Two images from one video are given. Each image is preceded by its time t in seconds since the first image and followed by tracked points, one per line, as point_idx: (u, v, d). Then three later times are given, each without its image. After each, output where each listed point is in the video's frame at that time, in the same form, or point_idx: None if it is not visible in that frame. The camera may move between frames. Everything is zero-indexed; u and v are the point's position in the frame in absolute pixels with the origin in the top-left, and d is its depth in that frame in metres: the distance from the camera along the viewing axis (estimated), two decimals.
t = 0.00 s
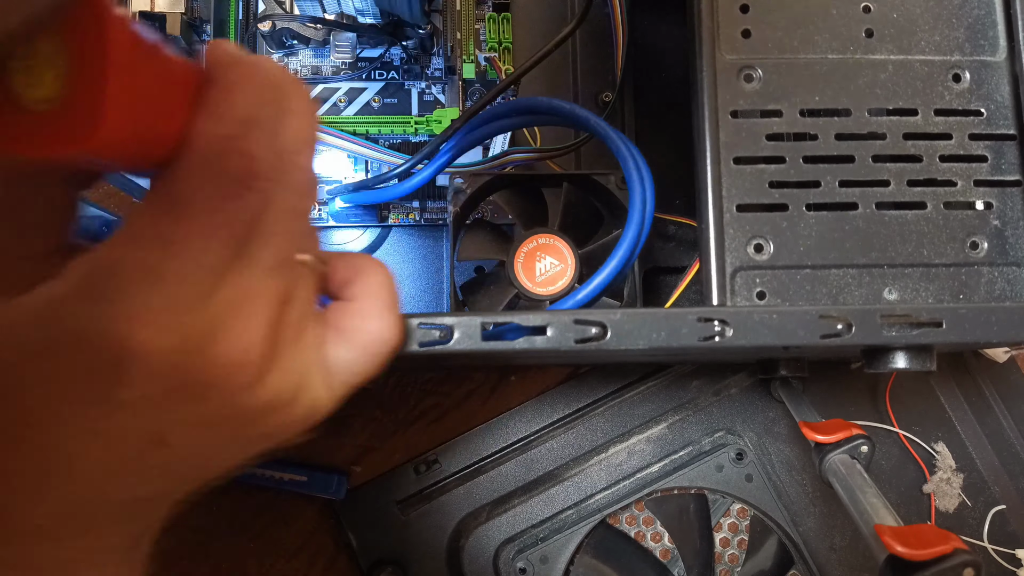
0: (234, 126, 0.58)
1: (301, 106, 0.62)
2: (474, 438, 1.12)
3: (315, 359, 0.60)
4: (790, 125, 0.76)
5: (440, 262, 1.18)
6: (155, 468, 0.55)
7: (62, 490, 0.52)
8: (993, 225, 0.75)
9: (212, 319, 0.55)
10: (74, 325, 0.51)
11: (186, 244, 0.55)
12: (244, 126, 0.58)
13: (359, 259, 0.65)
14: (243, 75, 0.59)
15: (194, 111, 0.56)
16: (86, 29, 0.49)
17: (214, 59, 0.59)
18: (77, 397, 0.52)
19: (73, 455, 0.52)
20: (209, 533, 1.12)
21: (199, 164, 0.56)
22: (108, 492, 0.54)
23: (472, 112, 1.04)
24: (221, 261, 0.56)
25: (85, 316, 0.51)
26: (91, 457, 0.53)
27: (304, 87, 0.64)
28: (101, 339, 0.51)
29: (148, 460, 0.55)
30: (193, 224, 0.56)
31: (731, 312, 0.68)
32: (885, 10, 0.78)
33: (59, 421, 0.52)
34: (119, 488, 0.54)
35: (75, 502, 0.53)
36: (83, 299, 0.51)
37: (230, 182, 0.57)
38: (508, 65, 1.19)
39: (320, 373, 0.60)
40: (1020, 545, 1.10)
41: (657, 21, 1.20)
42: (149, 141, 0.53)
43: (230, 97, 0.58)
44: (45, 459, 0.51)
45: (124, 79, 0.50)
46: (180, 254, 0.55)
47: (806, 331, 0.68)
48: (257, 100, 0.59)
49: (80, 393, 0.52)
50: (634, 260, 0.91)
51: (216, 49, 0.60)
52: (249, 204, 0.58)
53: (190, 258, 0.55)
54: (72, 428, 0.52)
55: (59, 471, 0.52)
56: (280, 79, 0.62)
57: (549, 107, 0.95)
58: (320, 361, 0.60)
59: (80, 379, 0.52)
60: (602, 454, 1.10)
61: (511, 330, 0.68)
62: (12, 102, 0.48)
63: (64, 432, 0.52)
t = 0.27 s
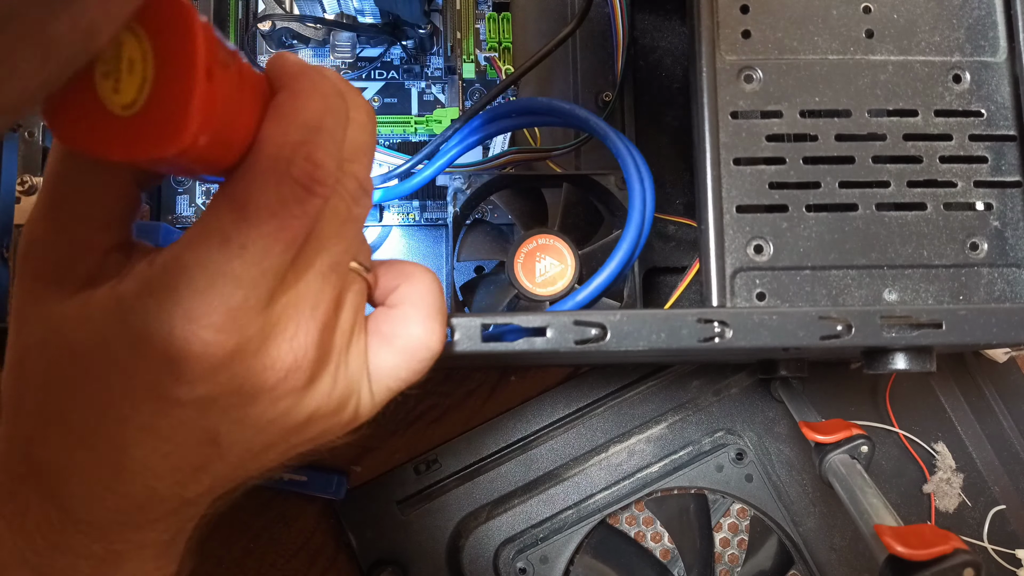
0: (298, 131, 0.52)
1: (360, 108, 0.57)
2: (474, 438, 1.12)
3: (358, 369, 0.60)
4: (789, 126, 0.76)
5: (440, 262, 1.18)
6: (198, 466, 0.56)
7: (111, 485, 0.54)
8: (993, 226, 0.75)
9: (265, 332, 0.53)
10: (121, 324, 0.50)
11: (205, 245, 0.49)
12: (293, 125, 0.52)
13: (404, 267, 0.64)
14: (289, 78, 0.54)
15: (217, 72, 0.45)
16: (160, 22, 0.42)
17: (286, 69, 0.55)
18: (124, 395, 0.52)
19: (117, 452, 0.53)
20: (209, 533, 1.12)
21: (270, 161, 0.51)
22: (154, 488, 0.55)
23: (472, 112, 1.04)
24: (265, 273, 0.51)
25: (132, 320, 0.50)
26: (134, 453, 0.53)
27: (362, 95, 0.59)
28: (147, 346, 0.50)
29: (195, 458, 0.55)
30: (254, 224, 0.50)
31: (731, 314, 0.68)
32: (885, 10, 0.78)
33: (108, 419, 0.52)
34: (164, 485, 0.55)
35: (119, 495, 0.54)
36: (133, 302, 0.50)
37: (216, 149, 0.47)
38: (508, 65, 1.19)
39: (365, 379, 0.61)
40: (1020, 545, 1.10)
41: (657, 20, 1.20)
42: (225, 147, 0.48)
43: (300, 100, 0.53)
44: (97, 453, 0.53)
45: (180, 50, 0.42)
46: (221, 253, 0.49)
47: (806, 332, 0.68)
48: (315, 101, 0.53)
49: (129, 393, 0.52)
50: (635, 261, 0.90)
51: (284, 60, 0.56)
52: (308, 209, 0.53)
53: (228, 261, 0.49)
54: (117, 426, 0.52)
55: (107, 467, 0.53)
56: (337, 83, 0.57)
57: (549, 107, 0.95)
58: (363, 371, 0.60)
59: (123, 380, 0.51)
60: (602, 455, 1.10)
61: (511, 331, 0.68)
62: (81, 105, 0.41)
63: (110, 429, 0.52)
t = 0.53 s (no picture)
0: (264, 133, 0.49)
1: (359, 120, 0.57)
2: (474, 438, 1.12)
3: (352, 370, 0.60)
4: (789, 126, 0.76)
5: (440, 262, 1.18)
6: (190, 478, 0.57)
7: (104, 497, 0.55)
8: (992, 226, 0.75)
9: (254, 347, 0.52)
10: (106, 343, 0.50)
11: (182, 262, 0.49)
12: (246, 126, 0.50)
13: (402, 269, 0.64)
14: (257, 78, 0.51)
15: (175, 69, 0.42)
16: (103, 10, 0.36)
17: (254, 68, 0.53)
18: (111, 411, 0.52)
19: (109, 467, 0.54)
20: (209, 533, 1.12)
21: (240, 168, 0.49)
22: (147, 500, 0.56)
23: (472, 112, 1.04)
24: (243, 284, 0.50)
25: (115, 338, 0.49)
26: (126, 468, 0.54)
27: (366, 108, 0.59)
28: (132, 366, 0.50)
29: (186, 471, 0.56)
30: (228, 234, 0.49)
31: (731, 314, 0.68)
32: (885, 11, 0.78)
33: (99, 435, 0.53)
34: (157, 497, 0.56)
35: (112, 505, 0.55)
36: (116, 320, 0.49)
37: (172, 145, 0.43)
38: (508, 65, 1.19)
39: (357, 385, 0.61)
40: (1020, 545, 1.10)
41: (657, 20, 1.20)
42: (178, 144, 0.44)
43: (267, 101, 0.50)
44: (91, 468, 0.54)
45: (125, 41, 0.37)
46: (197, 266, 0.49)
47: (806, 332, 0.68)
48: (280, 99, 0.51)
49: (117, 410, 0.52)
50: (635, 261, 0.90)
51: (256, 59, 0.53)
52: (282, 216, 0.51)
53: (206, 275, 0.49)
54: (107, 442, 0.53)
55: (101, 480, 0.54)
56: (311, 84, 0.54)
57: (549, 107, 0.95)
58: (357, 372, 0.60)
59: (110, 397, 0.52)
60: (602, 455, 1.10)
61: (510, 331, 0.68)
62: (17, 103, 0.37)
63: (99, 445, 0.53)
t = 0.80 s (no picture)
0: (266, 134, 0.49)
1: (358, 118, 0.57)
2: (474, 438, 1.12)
3: (353, 372, 0.60)
4: (789, 126, 0.76)
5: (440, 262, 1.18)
6: (194, 477, 0.57)
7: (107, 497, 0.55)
8: (993, 226, 0.75)
9: (257, 347, 0.52)
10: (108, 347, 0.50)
11: (180, 260, 0.46)
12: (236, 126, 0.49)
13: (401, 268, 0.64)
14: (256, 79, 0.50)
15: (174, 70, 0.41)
16: (104, 13, 0.36)
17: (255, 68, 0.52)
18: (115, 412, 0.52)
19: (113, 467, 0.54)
20: (209, 533, 1.12)
21: (241, 167, 0.47)
22: (151, 499, 0.56)
23: (472, 113, 1.04)
24: (246, 283, 0.48)
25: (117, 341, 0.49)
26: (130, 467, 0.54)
27: (366, 107, 0.58)
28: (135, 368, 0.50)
29: (190, 469, 0.57)
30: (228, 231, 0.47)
31: (731, 314, 0.68)
32: (885, 10, 0.78)
33: (103, 436, 0.53)
34: (160, 495, 0.56)
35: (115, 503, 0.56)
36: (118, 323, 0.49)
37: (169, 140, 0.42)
38: (508, 65, 1.19)
39: (359, 384, 0.61)
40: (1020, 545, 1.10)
41: (657, 20, 1.20)
42: (179, 146, 0.43)
43: (269, 101, 0.49)
44: (93, 468, 0.54)
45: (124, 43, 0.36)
46: (198, 266, 0.46)
47: (806, 332, 0.68)
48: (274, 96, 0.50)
49: (121, 411, 0.52)
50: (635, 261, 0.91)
51: (258, 59, 0.52)
52: (280, 213, 0.49)
53: (207, 274, 0.46)
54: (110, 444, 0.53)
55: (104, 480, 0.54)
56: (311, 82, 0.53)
57: (550, 108, 0.95)
58: (358, 373, 0.60)
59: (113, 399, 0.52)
60: (602, 455, 1.10)
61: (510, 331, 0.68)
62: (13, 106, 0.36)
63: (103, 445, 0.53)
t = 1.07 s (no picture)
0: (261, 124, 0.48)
1: (356, 110, 0.56)
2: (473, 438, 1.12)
3: (352, 370, 0.60)
4: (789, 126, 0.76)
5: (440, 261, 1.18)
6: (191, 472, 0.57)
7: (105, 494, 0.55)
8: (993, 226, 0.75)
9: (254, 341, 0.52)
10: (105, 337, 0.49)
11: (179, 252, 0.46)
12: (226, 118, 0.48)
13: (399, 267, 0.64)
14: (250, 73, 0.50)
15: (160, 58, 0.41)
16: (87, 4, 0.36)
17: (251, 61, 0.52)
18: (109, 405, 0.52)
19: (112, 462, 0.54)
20: (209, 532, 1.12)
21: (235, 157, 0.47)
22: (148, 495, 0.56)
23: (472, 113, 1.04)
24: (244, 275, 0.48)
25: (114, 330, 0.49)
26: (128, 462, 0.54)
27: (368, 103, 0.57)
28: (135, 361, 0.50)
29: (186, 464, 0.56)
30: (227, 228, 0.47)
31: (731, 314, 0.68)
32: (885, 11, 0.78)
33: (101, 430, 0.53)
34: (156, 490, 0.56)
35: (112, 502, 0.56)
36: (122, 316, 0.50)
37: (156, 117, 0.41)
38: (508, 65, 1.19)
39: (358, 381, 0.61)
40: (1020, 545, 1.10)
41: (658, 20, 1.20)
42: (171, 136, 0.43)
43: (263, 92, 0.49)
44: (90, 463, 0.54)
45: (108, 32, 0.36)
46: (195, 257, 0.46)
47: (806, 332, 0.68)
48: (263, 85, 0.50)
49: (120, 405, 0.52)
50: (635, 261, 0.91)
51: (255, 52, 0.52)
52: (277, 206, 0.48)
53: (205, 267, 0.46)
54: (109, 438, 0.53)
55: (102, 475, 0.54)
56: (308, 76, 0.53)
57: (549, 108, 0.95)
58: (357, 372, 0.61)
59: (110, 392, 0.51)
60: (602, 455, 1.10)
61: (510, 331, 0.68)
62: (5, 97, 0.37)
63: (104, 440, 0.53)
